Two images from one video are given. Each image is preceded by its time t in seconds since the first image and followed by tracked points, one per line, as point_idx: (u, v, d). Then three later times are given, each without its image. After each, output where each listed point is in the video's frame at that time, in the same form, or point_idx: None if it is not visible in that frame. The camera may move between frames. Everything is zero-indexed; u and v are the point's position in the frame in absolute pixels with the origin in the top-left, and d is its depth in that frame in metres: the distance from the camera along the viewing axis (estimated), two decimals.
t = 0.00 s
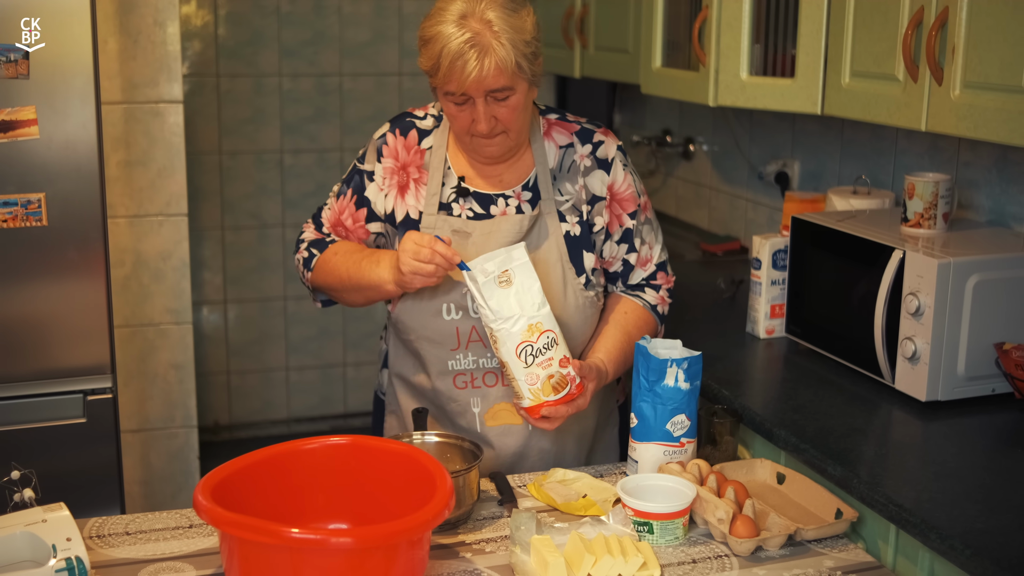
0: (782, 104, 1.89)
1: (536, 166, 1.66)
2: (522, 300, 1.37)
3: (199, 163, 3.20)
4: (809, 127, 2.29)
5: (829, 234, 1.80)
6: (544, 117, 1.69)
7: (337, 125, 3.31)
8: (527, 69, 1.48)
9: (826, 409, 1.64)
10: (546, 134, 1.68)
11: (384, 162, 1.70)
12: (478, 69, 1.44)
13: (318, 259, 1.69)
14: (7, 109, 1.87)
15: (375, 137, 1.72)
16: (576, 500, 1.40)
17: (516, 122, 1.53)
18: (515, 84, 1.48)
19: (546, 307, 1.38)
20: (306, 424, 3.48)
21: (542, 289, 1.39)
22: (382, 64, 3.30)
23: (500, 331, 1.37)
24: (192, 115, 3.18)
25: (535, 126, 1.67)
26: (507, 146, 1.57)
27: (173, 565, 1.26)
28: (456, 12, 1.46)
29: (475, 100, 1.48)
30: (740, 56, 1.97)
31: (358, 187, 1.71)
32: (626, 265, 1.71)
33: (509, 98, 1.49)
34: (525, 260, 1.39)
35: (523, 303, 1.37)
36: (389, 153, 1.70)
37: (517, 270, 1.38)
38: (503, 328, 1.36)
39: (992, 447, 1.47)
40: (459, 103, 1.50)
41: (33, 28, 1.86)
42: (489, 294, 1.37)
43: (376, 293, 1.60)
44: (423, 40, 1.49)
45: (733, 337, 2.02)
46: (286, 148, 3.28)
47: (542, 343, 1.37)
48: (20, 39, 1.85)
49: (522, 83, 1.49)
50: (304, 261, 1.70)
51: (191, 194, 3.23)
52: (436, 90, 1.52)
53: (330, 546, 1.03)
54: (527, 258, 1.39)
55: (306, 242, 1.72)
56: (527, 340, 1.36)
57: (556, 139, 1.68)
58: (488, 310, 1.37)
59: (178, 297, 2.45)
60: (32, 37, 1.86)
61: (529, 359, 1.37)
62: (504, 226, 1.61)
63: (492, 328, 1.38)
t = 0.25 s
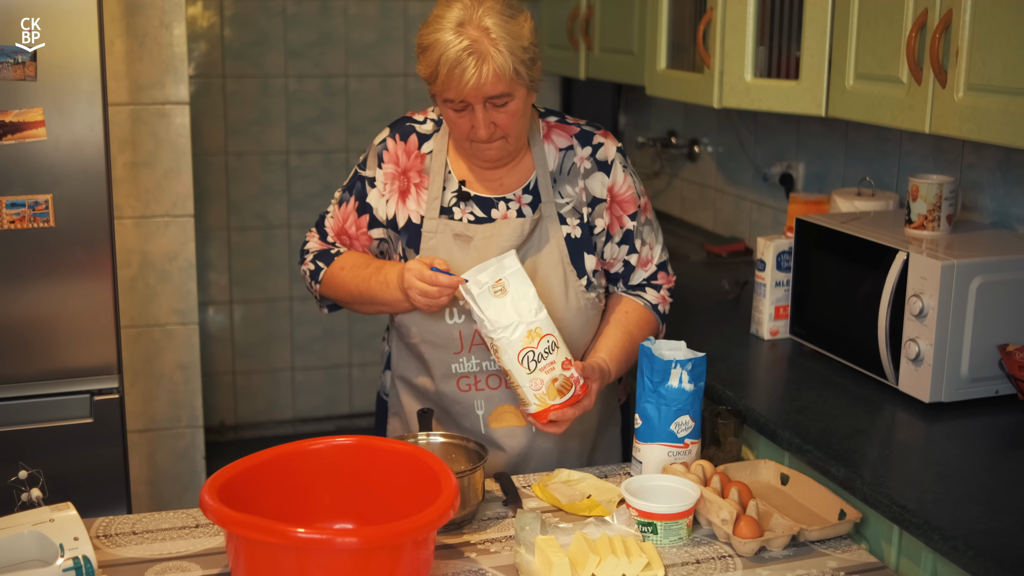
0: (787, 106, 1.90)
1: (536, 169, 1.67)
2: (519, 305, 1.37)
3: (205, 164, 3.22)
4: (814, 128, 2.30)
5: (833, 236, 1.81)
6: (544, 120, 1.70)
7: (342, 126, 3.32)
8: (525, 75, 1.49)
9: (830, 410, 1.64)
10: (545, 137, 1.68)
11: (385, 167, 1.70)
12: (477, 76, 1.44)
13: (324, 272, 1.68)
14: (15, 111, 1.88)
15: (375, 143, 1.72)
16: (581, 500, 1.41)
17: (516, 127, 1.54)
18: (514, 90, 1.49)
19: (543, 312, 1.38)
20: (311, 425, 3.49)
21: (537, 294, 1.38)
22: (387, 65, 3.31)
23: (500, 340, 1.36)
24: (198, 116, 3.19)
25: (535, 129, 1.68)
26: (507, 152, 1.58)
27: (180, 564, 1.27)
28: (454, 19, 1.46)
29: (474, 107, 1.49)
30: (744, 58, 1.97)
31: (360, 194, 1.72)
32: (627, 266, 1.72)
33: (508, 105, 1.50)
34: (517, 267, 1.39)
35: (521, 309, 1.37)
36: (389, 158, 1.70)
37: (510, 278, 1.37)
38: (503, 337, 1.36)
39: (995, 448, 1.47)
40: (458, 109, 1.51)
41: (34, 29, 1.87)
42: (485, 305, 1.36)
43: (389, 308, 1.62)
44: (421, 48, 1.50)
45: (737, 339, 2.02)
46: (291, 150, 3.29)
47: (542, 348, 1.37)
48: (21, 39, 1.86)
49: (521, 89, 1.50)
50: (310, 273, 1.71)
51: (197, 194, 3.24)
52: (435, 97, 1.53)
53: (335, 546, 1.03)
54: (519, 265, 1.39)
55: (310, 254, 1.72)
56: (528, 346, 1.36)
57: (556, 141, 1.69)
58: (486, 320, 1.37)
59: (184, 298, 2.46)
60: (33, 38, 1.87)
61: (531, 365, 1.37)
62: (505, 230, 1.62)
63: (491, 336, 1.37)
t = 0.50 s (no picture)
0: (794, 108, 1.90)
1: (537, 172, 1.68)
2: (520, 311, 1.37)
3: (213, 164, 3.23)
4: (821, 130, 2.30)
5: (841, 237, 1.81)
6: (546, 121, 1.71)
7: (350, 126, 3.32)
8: (526, 77, 1.49)
9: (838, 411, 1.65)
10: (548, 139, 1.69)
11: (387, 170, 1.71)
12: (478, 77, 1.45)
13: (325, 275, 1.68)
14: (25, 112, 1.89)
15: (377, 145, 1.73)
16: (589, 501, 1.41)
17: (517, 129, 1.54)
18: (514, 92, 1.49)
19: (544, 316, 1.38)
20: (318, 425, 3.50)
21: (538, 299, 1.39)
22: (395, 65, 3.31)
23: (502, 346, 1.37)
24: (206, 116, 3.20)
25: (536, 131, 1.68)
26: (508, 153, 1.58)
27: (189, 564, 1.28)
28: (454, 20, 1.47)
29: (475, 109, 1.49)
30: (752, 59, 1.98)
31: (362, 197, 1.72)
32: (630, 267, 1.72)
33: (509, 106, 1.51)
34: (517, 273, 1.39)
35: (522, 314, 1.37)
36: (391, 161, 1.71)
37: (510, 284, 1.38)
38: (505, 343, 1.36)
39: (1003, 450, 1.48)
40: (459, 111, 1.51)
41: (33, 28, 1.87)
42: (486, 312, 1.37)
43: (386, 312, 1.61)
44: (423, 49, 1.50)
45: (744, 340, 2.03)
46: (299, 150, 3.30)
47: (544, 352, 1.37)
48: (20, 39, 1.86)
49: (522, 91, 1.50)
50: (311, 275, 1.70)
51: (205, 195, 3.25)
52: (436, 99, 1.53)
53: (345, 546, 1.04)
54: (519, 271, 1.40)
55: (311, 256, 1.72)
56: (529, 351, 1.36)
57: (558, 143, 1.69)
58: (487, 327, 1.37)
59: (193, 298, 2.47)
60: (32, 37, 1.87)
61: (533, 370, 1.37)
62: (507, 232, 1.62)
63: (493, 342, 1.37)
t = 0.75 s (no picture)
0: (802, 108, 1.90)
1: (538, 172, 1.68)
2: (521, 314, 1.37)
3: (220, 164, 3.24)
4: (828, 130, 2.30)
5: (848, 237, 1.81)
6: (546, 121, 1.71)
7: (357, 126, 3.33)
8: (526, 78, 1.50)
9: (845, 411, 1.65)
10: (549, 139, 1.69)
11: (389, 172, 1.71)
12: (477, 78, 1.45)
13: (329, 278, 1.68)
14: (35, 112, 1.90)
15: (379, 147, 1.72)
16: (596, 500, 1.42)
17: (517, 130, 1.55)
18: (514, 93, 1.49)
19: (546, 318, 1.38)
20: (325, 424, 3.51)
21: (539, 302, 1.38)
22: (402, 65, 3.32)
23: (504, 349, 1.37)
24: (213, 116, 3.21)
25: (538, 131, 1.68)
26: (509, 154, 1.59)
27: (198, 562, 1.28)
28: (454, 21, 1.48)
29: (475, 109, 1.50)
30: (760, 60, 1.98)
31: (365, 199, 1.72)
32: (631, 266, 1.72)
33: (509, 107, 1.51)
34: (518, 277, 1.38)
35: (523, 317, 1.37)
36: (393, 163, 1.71)
37: (510, 288, 1.37)
38: (507, 346, 1.36)
39: (1010, 450, 1.48)
40: (459, 111, 1.52)
41: (32, 29, 1.88)
42: (487, 316, 1.36)
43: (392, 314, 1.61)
44: (423, 50, 1.51)
45: (752, 340, 2.03)
46: (306, 150, 3.31)
47: (547, 354, 1.37)
48: (20, 39, 1.87)
49: (522, 91, 1.51)
50: (316, 278, 1.70)
51: (212, 195, 3.26)
52: (437, 100, 1.54)
53: (354, 544, 1.05)
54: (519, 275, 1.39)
55: (315, 260, 1.72)
56: (533, 354, 1.36)
57: (559, 143, 1.69)
58: (489, 330, 1.37)
59: (201, 298, 2.48)
60: (32, 37, 1.88)
61: (537, 372, 1.37)
62: (509, 232, 1.63)
63: (496, 346, 1.38)
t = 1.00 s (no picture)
0: (808, 109, 1.90)
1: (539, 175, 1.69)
2: (526, 322, 1.37)
3: (226, 164, 3.24)
4: (834, 131, 2.30)
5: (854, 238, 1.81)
6: (547, 124, 1.71)
7: (363, 126, 3.34)
8: (530, 78, 1.50)
9: (851, 412, 1.65)
10: (550, 141, 1.70)
11: (390, 173, 1.71)
12: (482, 77, 1.46)
13: (328, 278, 1.67)
14: (43, 112, 1.91)
15: (380, 149, 1.73)
16: (603, 501, 1.42)
17: (518, 132, 1.55)
18: (518, 93, 1.50)
19: (550, 326, 1.38)
20: (330, 424, 3.52)
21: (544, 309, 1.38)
22: (408, 66, 3.32)
23: (508, 357, 1.37)
24: (220, 116, 3.22)
25: (540, 132, 1.69)
26: (511, 155, 1.59)
27: (206, 562, 1.29)
28: (460, 20, 1.48)
29: (478, 108, 1.50)
30: (766, 61, 1.98)
31: (365, 201, 1.72)
32: (631, 268, 1.73)
33: (512, 107, 1.51)
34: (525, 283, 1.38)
35: (528, 325, 1.37)
36: (394, 164, 1.71)
37: (517, 295, 1.37)
38: (511, 353, 1.37)
39: (1017, 452, 1.48)
40: (462, 110, 1.52)
41: (32, 29, 1.88)
42: (493, 323, 1.36)
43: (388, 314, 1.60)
44: (427, 48, 1.51)
45: (758, 341, 2.03)
46: (312, 150, 3.31)
47: (550, 362, 1.37)
48: (20, 39, 1.87)
49: (525, 91, 1.51)
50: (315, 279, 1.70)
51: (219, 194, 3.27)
52: (439, 98, 1.54)
53: (361, 544, 1.05)
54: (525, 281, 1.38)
55: (315, 260, 1.71)
56: (536, 362, 1.37)
57: (560, 145, 1.70)
58: (493, 337, 1.37)
59: (207, 298, 2.49)
60: (32, 37, 1.88)
61: (539, 380, 1.38)
62: (510, 234, 1.64)
63: (499, 352, 1.38)
